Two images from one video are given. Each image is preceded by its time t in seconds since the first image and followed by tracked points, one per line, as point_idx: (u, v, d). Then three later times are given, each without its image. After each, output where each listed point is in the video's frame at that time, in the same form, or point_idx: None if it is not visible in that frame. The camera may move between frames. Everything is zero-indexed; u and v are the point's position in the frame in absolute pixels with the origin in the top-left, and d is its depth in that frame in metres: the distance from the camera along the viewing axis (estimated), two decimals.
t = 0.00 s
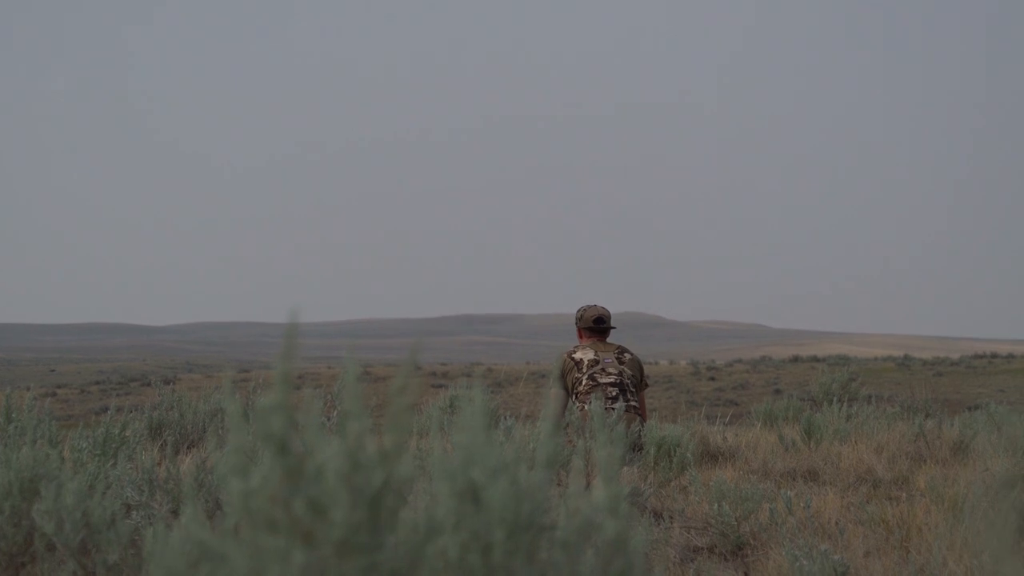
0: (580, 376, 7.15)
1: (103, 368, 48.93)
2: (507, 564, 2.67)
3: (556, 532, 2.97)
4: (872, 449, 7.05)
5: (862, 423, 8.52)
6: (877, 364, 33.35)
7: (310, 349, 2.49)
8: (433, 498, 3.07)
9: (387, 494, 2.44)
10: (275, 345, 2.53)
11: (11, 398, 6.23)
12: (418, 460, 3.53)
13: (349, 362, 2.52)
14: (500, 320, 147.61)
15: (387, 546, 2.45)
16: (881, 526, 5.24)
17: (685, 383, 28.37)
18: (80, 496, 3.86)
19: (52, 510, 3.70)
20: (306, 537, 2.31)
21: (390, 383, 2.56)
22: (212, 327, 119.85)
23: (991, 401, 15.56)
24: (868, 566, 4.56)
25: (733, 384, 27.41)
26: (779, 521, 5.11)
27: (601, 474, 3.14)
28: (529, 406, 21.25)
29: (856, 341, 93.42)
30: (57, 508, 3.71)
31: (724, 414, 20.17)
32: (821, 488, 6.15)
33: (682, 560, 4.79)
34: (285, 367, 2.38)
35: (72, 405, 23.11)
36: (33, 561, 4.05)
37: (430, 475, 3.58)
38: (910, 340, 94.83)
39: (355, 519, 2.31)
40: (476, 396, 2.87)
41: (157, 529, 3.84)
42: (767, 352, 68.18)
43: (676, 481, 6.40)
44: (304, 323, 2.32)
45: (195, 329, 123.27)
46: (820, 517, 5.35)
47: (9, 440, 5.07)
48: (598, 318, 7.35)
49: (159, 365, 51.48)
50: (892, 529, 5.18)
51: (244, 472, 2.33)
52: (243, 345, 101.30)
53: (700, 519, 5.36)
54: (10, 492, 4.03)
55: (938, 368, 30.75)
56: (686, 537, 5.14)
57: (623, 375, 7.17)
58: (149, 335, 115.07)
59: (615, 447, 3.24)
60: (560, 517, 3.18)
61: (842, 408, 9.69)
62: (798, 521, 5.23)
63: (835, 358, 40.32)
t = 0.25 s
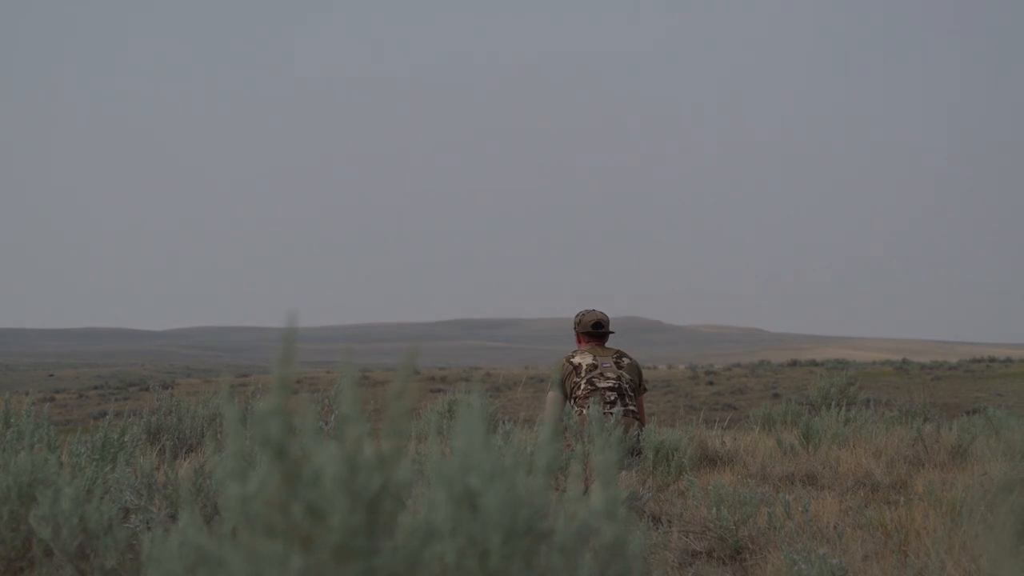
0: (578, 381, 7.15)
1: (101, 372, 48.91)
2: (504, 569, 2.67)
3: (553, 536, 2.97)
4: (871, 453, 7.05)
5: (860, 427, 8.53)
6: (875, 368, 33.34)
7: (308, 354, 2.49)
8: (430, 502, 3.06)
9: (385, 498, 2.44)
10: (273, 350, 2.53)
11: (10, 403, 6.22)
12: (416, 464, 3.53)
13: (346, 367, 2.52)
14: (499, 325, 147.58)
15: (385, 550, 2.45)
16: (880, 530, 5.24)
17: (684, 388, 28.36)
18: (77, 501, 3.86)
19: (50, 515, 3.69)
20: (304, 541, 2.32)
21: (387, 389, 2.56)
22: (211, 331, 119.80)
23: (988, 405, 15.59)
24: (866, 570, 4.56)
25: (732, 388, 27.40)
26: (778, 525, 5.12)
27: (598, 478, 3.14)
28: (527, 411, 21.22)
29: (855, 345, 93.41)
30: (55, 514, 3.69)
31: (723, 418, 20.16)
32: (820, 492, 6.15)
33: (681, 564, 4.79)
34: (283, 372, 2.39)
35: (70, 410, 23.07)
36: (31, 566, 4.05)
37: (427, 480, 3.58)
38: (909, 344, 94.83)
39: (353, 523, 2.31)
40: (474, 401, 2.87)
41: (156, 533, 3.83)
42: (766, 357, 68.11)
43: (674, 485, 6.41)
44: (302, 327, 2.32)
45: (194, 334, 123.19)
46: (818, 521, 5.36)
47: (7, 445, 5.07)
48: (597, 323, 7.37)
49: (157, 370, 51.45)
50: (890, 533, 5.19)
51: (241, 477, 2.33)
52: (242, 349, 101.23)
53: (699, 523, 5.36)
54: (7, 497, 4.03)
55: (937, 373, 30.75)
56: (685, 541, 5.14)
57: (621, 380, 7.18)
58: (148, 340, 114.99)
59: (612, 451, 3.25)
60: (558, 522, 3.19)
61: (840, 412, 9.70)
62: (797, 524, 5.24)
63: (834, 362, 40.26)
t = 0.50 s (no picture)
0: (578, 383, 7.15)
1: (101, 375, 48.90)
2: (503, 571, 2.68)
3: (551, 538, 2.97)
4: (869, 455, 7.05)
5: (859, 429, 8.53)
6: (874, 370, 33.32)
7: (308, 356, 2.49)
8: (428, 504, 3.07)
9: (385, 500, 2.45)
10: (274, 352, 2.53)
11: (9, 406, 6.21)
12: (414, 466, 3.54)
13: (347, 369, 2.53)
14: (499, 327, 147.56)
15: (385, 552, 2.46)
16: (878, 532, 5.25)
17: (683, 389, 28.34)
18: (76, 504, 3.85)
19: (48, 518, 3.68)
20: (303, 543, 2.32)
21: (387, 391, 2.57)
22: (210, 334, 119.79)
23: (987, 406, 15.58)
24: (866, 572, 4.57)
25: (731, 390, 27.38)
26: (777, 527, 5.12)
27: (597, 480, 3.14)
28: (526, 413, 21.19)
29: (855, 347, 93.39)
30: (53, 516, 3.69)
31: (722, 420, 20.13)
32: (819, 494, 6.15)
33: (680, 566, 4.79)
34: (284, 374, 2.39)
35: (69, 413, 23.01)
36: (30, 569, 4.05)
37: (426, 482, 3.58)
38: (908, 346, 94.83)
39: (353, 525, 2.31)
40: (472, 403, 2.87)
41: (155, 536, 3.83)
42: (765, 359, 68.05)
43: (673, 487, 6.41)
44: (303, 329, 2.33)
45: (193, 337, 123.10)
46: (817, 522, 5.36)
47: (6, 448, 5.07)
48: (596, 325, 7.37)
49: (156, 373, 51.45)
50: (889, 535, 5.19)
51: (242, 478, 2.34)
52: (241, 352, 101.18)
53: (698, 525, 5.36)
54: (6, 499, 4.03)
55: (936, 374, 30.78)
56: (685, 543, 5.14)
57: (620, 382, 7.18)
58: (147, 342, 114.93)
59: (610, 453, 3.25)
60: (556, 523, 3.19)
61: (839, 413, 9.70)
62: (796, 526, 5.24)
63: (833, 364, 40.26)
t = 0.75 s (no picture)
0: (576, 385, 7.15)
1: (100, 378, 48.87)
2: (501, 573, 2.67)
3: (548, 540, 2.97)
4: (868, 456, 7.06)
5: (857, 430, 8.53)
6: (873, 371, 33.32)
7: (305, 359, 2.49)
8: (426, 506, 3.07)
9: (382, 503, 2.45)
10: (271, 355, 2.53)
11: (7, 408, 6.20)
12: (411, 469, 3.53)
13: (344, 372, 2.53)
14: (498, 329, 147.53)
15: (382, 554, 2.46)
16: (877, 533, 5.25)
17: (681, 391, 28.33)
18: (74, 506, 3.85)
19: (47, 521, 3.68)
20: (300, 546, 2.31)
21: (384, 394, 2.57)
22: (209, 336, 119.71)
23: (985, 408, 15.59)
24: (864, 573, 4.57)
25: (729, 391, 27.38)
26: (776, 528, 5.12)
27: (594, 483, 3.14)
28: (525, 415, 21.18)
29: (853, 348, 93.41)
30: (51, 520, 3.68)
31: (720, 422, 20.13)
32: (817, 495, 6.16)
33: (678, 568, 4.78)
34: (281, 376, 2.39)
35: (66, 415, 22.97)
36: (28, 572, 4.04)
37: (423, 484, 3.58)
38: (907, 347, 94.85)
39: (350, 527, 2.32)
40: (470, 405, 2.87)
41: (153, 539, 3.83)
42: (764, 361, 68.04)
43: (671, 489, 6.41)
44: (300, 332, 2.33)
45: (192, 339, 123.02)
46: (816, 523, 5.36)
47: (4, 451, 5.06)
48: (594, 327, 7.37)
49: (156, 375, 51.42)
50: (887, 536, 5.19)
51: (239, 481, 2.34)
52: (239, 354, 101.13)
53: (696, 527, 5.36)
54: (4, 502, 4.03)
55: (934, 375, 30.77)
56: (683, 545, 5.14)
57: (619, 384, 7.18)
58: (146, 345, 114.85)
59: (608, 455, 3.25)
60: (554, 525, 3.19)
61: (837, 415, 9.70)
62: (795, 528, 5.24)
63: (831, 365, 40.24)
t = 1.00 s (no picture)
0: (576, 387, 7.15)
1: (99, 379, 48.84)
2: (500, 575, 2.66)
3: (548, 542, 2.97)
4: (867, 457, 7.06)
5: (857, 431, 8.53)
6: (872, 372, 33.33)
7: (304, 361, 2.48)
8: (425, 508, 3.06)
9: (380, 504, 2.44)
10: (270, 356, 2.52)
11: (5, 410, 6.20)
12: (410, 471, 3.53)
13: (342, 373, 2.52)
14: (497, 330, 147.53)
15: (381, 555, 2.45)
16: (876, 534, 5.25)
17: (680, 392, 28.34)
18: (73, 508, 3.84)
19: (45, 523, 3.67)
20: (298, 547, 2.30)
21: (383, 395, 2.56)
22: (208, 337, 119.66)
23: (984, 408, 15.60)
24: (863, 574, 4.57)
25: (728, 392, 27.38)
26: (775, 529, 5.11)
27: (594, 484, 3.14)
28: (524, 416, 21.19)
29: (852, 349, 93.44)
30: (50, 521, 3.68)
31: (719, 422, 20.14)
32: (816, 496, 6.16)
33: (677, 569, 4.78)
34: (280, 376, 2.39)
35: (66, 417, 22.97)
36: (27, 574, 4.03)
37: (423, 485, 3.57)
38: (906, 348, 94.87)
39: (348, 528, 2.31)
40: (468, 406, 2.86)
41: (151, 541, 3.82)
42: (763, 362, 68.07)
43: (670, 490, 6.41)
44: (298, 333, 2.32)
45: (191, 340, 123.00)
46: (815, 524, 5.36)
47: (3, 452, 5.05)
48: (593, 329, 7.37)
49: (155, 377, 51.39)
50: (887, 537, 5.19)
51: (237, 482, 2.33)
52: (239, 355, 101.13)
53: (696, 528, 5.37)
54: (4, 503, 4.02)
55: (933, 376, 30.77)
56: (682, 546, 5.14)
57: (618, 385, 7.18)
58: (145, 346, 114.77)
59: (607, 456, 3.25)
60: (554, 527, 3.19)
61: (836, 416, 9.70)
62: (794, 529, 5.24)
63: (830, 366, 40.25)
